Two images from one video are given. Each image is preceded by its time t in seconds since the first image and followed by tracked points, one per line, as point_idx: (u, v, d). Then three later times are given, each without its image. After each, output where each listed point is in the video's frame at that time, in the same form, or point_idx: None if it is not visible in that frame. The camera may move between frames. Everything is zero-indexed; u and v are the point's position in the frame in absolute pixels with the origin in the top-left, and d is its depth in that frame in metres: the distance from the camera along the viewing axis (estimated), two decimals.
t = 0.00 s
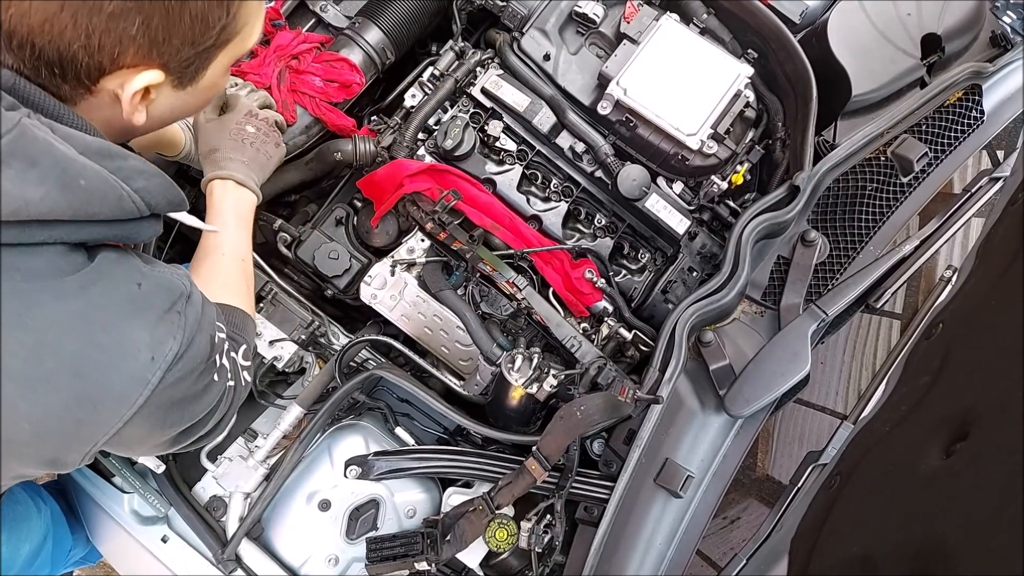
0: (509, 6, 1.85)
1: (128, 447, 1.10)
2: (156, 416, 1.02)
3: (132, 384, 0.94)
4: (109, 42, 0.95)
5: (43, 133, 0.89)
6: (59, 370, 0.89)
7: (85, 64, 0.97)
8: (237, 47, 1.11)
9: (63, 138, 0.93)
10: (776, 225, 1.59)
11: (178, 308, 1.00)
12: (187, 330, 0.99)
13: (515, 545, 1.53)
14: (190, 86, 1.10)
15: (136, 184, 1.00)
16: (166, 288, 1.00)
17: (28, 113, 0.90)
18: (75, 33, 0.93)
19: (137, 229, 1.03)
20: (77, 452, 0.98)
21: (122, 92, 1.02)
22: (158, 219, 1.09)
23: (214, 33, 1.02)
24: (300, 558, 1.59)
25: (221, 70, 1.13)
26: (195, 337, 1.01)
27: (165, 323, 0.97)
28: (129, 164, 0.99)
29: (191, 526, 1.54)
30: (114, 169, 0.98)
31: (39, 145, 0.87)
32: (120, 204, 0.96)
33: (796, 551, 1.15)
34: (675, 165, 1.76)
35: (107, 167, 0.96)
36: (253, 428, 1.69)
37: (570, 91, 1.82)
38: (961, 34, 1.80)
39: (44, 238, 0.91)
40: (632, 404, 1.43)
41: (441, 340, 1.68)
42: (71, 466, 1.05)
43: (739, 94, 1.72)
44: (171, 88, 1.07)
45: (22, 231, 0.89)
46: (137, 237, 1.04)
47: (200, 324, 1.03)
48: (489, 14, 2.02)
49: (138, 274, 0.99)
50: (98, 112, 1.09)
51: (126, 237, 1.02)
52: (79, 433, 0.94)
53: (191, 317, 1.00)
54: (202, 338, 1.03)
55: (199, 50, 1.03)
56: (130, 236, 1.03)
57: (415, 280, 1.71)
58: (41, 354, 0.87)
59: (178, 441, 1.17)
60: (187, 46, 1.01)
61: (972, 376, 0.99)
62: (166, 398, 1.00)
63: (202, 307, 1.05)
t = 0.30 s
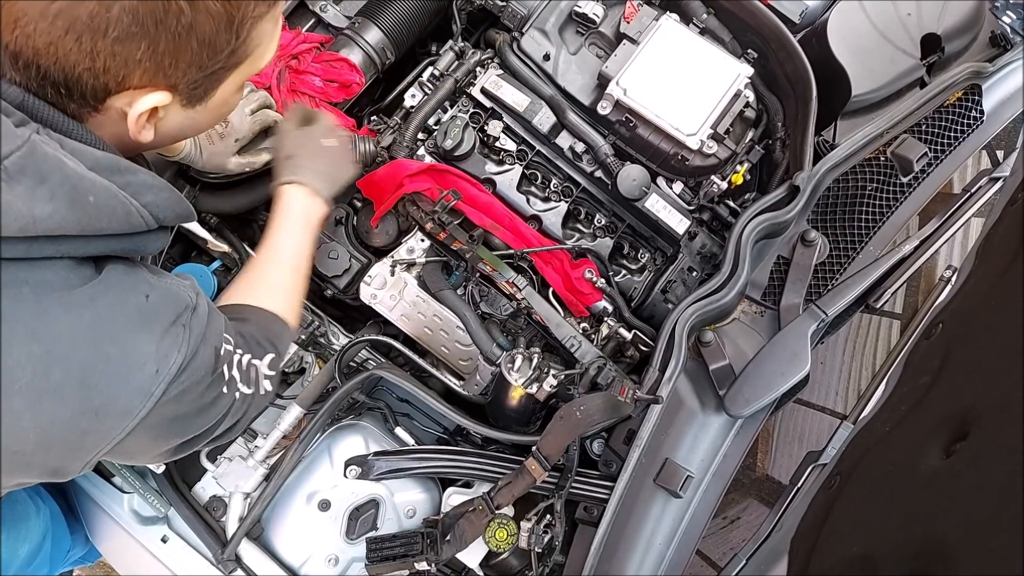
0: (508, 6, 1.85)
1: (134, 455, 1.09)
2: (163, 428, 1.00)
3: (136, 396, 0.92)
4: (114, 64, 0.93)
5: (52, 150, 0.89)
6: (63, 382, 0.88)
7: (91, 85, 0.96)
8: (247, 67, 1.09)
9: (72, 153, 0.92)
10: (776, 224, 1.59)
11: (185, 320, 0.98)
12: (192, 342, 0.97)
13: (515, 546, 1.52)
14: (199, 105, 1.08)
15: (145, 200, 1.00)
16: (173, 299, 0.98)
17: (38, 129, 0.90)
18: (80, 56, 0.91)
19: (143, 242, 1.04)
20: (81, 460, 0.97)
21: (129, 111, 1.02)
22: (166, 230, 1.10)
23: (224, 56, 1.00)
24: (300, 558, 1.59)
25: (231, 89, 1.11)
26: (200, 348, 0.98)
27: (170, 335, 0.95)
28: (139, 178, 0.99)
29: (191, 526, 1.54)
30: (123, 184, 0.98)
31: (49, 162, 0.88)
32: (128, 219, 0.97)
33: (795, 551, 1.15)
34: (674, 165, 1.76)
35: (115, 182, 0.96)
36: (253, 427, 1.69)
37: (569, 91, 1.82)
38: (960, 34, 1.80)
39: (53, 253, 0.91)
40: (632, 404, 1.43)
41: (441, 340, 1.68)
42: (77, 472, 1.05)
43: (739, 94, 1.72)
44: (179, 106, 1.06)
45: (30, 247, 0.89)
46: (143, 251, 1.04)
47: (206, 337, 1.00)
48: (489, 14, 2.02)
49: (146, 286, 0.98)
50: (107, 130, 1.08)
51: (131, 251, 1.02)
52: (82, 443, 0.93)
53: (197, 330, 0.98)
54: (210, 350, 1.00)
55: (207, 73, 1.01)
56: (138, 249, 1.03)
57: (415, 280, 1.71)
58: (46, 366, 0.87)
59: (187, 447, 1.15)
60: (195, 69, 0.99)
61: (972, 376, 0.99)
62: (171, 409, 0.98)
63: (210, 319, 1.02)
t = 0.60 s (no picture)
0: (508, 6, 1.85)
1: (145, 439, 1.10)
2: (168, 415, 1.01)
3: (138, 391, 0.92)
4: (134, 57, 0.93)
5: (53, 151, 0.88)
6: (64, 379, 0.88)
7: (109, 78, 0.95)
8: (249, 56, 1.09)
9: (73, 154, 0.92)
10: (776, 224, 1.59)
11: (186, 310, 0.97)
12: (192, 333, 0.96)
13: (515, 546, 1.53)
14: (205, 93, 1.09)
15: (145, 201, 0.99)
16: (173, 291, 0.96)
17: (39, 130, 0.89)
18: (102, 47, 0.90)
19: (146, 244, 1.00)
20: (90, 452, 0.97)
21: (139, 103, 1.01)
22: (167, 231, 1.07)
23: (231, 44, 1.01)
24: (300, 558, 1.60)
25: (234, 77, 1.12)
26: (201, 338, 0.98)
27: (170, 327, 0.94)
28: (139, 180, 0.99)
29: (191, 526, 1.54)
30: (123, 185, 0.97)
31: (48, 163, 0.87)
32: (128, 220, 0.95)
33: (795, 551, 1.15)
34: (674, 165, 1.76)
35: (114, 183, 0.96)
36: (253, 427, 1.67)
37: (569, 91, 1.81)
38: (960, 34, 1.80)
39: (51, 253, 0.91)
40: (632, 404, 1.43)
41: (441, 340, 1.68)
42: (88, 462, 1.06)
43: (739, 94, 1.72)
44: (185, 95, 1.06)
45: (31, 247, 0.89)
46: (146, 254, 1.00)
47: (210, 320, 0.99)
48: (489, 14, 2.02)
49: (145, 278, 0.96)
50: (113, 124, 1.08)
51: (134, 253, 0.99)
52: (88, 438, 0.93)
53: (199, 320, 0.98)
54: (214, 337, 0.99)
55: (216, 61, 1.02)
56: (138, 251, 0.99)
57: (415, 280, 1.71)
58: (46, 365, 0.86)
59: (210, 426, 1.16)
60: (207, 58, 0.99)
61: (972, 376, 0.99)
62: (176, 400, 0.98)
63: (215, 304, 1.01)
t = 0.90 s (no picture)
0: (508, 6, 1.85)
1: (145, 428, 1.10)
2: (171, 403, 1.01)
3: (142, 379, 0.92)
4: (121, 44, 0.92)
5: (48, 141, 0.88)
6: (66, 369, 0.88)
7: (97, 66, 0.95)
8: (240, 47, 1.10)
9: (69, 144, 0.92)
10: (776, 224, 1.59)
11: (186, 297, 0.97)
12: (193, 320, 0.97)
13: (515, 546, 1.53)
14: (198, 85, 1.09)
15: (143, 189, 0.99)
16: (173, 278, 0.96)
17: (34, 120, 0.89)
18: (88, 34, 0.90)
19: (145, 233, 1.00)
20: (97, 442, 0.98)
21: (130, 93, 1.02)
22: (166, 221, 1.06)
23: (221, 33, 1.01)
24: (300, 558, 1.59)
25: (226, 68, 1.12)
26: (202, 324, 0.98)
27: (171, 315, 0.95)
28: (136, 169, 0.98)
29: (191, 526, 1.54)
30: (120, 173, 0.97)
31: (44, 153, 0.87)
32: (126, 209, 0.95)
33: (795, 552, 1.15)
34: (674, 165, 1.76)
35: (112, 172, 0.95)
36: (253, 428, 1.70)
37: (569, 91, 1.81)
38: (960, 34, 1.80)
39: (50, 243, 0.90)
40: (632, 404, 1.43)
41: (441, 339, 1.68)
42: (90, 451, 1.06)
43: (739, 94, 1.72)
44: (177, 86, 1.06)
45: (30, 238, 0.88)
46: (146, 243, 1.00)
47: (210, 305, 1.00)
48: (489, 14, 2.02)
49: (145, 267, 0.96)
50: (107, 114, 1.09)
51: (134, 243, 0.99)
52: (93, 427, 0.94)
53: (200, 306, 0.98)
54: (215, 322, 0.99)
55: (207, 51, 1.02)
56: (138, 240, 0.99)
57: (415, 280, 1.71)
58: (47, 355, 0.86)
59: (213, 411, 1.17)
60: (197, 48, 0.99)
61: (972, 376, 0.99)
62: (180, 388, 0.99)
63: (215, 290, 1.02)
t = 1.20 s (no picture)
0: (508, 6, 1.85)
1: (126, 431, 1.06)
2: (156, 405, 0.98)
3: (125, 379, 0.89)
4: (76, 33, 0.89)
5: (19, 131, 0.86)
6: (45, 370, 0.84)
7: (53, 56, 0.91)
8: (221, 46, 1.05)
9: (44, 135, 0.90)
10: (775, 224, 1.59)
11: (169, 295, 0.95)
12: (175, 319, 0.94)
13: (514, 546, 1.52)
14: (173, 83, 1.04)
15: (123, 182, 0.97)
16: (156, 275, 0.94)
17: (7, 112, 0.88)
18: (39, 23, 0.87)
19: (128, 229, 0.99)
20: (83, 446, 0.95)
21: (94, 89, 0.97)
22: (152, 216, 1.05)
23: (193, 30, 0.96)
24: (299, 558, 1.59)
25: (208, 72, 1.08)
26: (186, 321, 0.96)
27: (154, 312, 0.92)
28: (114, 161, 0.96)
29: (190, 526, 1.53)
30: (99, 166, 0.95)
31: (15, 143, 0.85)
32: (105, 203, 0.93)
33: (795, 552, 1.14)
34: (674, 165, 1.76)
35: (90, 165, 0.94)
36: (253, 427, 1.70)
37: (569, 91, 1.81)
38: (960, 34, 1.80)
39: (26, 239, 0.89)
40: (632, 404, 1.43)
41: (440, 339, 1.68)
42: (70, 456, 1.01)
43: (739, 93, 1.72)
44: (149, 82, 1.02)
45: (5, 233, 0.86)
46: (128, 238, 0.99)
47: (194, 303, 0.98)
48: (488, 14, 2.02)
49: (126, 264, 0.93)
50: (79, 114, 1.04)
51: (116, 239, 0.97)
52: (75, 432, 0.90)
53: (183, 303, 0.96)
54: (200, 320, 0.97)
55: (178, 47, 0.97)
56: (122, 235, 0.98)
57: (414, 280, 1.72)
58: (25, 354, 0.83)
59: (201, 409, 1.15)
60: (163, 44, 0.95)
61: (971, 376, 0.99)
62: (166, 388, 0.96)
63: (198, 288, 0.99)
